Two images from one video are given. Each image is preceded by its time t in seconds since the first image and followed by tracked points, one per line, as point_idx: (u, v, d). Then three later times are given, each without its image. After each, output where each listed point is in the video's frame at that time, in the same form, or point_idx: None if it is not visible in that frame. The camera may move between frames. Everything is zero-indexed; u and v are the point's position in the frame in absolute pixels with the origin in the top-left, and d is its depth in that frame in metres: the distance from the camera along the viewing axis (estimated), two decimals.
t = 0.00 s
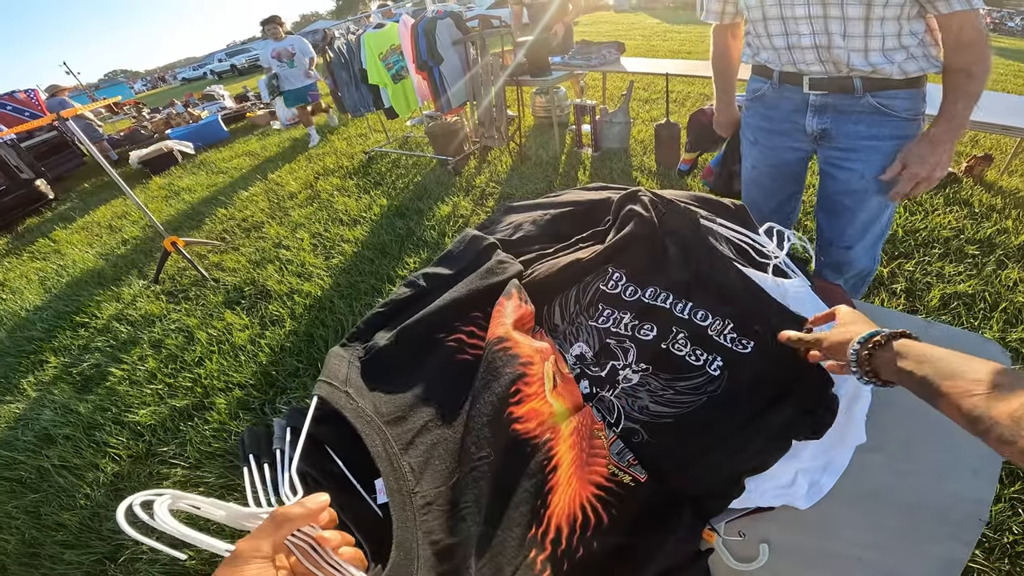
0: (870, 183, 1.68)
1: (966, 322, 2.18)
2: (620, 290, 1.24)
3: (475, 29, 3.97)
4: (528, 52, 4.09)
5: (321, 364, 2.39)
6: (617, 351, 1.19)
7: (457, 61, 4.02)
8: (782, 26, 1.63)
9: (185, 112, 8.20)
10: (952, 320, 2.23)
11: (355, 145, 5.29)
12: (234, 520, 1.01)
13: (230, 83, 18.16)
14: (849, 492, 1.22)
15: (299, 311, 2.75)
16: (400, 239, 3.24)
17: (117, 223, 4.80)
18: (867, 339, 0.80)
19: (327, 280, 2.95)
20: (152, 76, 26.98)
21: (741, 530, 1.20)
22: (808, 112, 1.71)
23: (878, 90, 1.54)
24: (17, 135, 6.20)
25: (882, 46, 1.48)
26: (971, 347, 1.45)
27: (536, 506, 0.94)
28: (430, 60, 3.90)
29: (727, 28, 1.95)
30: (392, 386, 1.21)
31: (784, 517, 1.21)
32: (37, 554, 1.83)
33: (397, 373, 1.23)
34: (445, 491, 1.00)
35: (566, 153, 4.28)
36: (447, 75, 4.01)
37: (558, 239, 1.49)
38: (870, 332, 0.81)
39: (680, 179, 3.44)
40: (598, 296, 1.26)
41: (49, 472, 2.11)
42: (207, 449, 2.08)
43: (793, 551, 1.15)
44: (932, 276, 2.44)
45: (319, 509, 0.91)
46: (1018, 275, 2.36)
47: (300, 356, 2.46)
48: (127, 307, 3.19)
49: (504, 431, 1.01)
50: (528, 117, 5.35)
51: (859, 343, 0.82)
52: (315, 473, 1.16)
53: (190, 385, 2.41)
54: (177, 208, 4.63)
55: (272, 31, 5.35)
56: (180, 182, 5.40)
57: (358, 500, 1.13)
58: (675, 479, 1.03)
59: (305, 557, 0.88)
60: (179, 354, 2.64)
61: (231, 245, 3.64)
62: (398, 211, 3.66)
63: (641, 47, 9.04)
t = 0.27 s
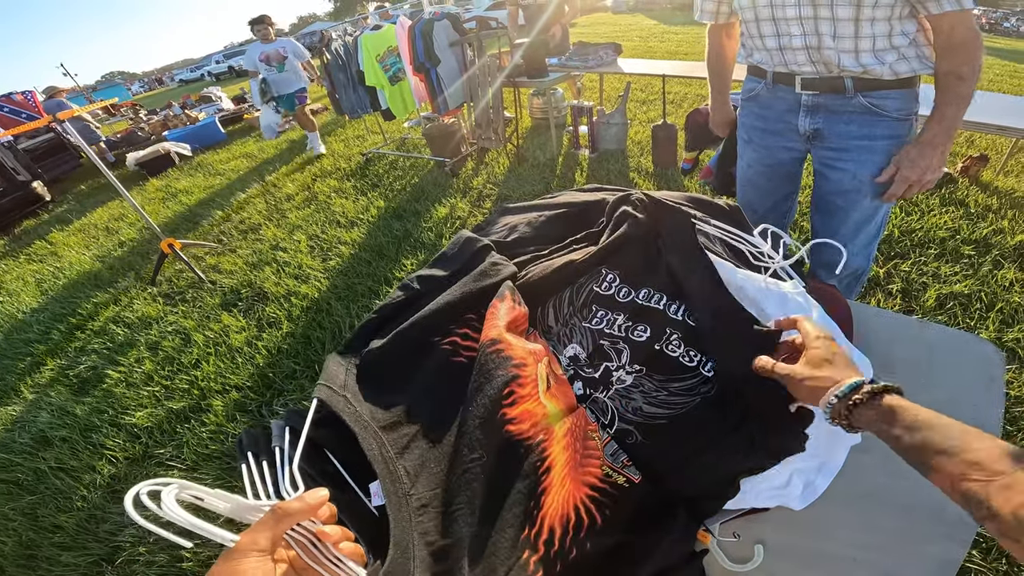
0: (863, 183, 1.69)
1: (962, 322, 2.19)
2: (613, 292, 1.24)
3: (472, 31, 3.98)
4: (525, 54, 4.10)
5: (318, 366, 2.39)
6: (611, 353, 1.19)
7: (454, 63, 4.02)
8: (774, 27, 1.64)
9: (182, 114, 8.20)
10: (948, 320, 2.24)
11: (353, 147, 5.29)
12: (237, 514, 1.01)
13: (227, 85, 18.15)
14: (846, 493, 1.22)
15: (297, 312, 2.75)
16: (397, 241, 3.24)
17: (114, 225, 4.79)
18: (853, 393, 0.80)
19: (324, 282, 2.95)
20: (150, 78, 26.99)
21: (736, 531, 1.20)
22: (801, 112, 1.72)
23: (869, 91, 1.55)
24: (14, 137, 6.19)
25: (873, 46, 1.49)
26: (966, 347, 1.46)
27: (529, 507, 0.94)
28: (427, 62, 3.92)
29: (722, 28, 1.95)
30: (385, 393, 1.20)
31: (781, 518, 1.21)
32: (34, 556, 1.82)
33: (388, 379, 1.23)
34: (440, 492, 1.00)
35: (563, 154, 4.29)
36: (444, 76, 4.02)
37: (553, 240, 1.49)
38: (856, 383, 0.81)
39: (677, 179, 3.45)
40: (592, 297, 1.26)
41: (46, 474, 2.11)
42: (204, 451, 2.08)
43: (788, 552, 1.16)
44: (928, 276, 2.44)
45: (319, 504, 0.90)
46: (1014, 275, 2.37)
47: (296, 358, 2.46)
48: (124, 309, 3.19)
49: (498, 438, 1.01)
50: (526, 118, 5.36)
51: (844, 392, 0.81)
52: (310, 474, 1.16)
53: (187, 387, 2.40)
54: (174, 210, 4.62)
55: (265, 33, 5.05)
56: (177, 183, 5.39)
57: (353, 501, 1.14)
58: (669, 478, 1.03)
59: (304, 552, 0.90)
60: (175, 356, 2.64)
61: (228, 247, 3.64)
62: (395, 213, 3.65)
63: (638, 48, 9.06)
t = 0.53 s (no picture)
0: (857, 183, 1.69)
1: (958, 323, 2.19)
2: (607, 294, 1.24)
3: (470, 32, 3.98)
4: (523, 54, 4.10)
5: (315, 366, 2.39)
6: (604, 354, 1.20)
7: (452, 64, 4.03)
8: (769, 28, 1.64)
9: (181, 114, 8.19)
10: (944, 321, 2.24)
11: (351, 147, 5.29)
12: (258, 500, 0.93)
13: (226, 85, 18.15)
14: (839, 493, 1.22)
15: (294, 313, 2.75)
16: (395, 241, 3.24)
17: (112, 226, 4.79)
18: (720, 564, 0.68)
19: (321, 282, 2.95)
20: (149, 79, 26.98)
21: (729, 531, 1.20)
22: (795, 112, 1.72)
23: (863, 90, 1.55)
24: (13, 138, 6.18)
25: (867, 46, 1.49)
26: (960, 348, 1.46)
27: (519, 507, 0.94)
28: (425, 63, 3.91)
29: (719, 28, 1.96)
30: (379, 399, 1.20)
31: (774, 518, 1.21)
32: (31, 556, 1.83)
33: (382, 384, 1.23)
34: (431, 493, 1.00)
35: (561, 155, 4.30)
36: (442, 77, 4.02)
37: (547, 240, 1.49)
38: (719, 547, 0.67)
39: (674, 180, 3.45)
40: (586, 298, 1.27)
41: (43, 474, 2.11)
42: (201, 451, 2.08)
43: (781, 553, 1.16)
44: (925, 277, 2.45)
45: (326, 496, 0.87)
46: (1010, 276, 2.37)
47: (293, 359, 2.46)
48: (122, 309, 3.19)
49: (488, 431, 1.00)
50: (524, 119, 5.36)
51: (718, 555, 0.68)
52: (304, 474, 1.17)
53: (184, 387, 2.40)
54: (173, 210, 4.62)
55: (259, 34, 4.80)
56: (175, 184, 5.39)
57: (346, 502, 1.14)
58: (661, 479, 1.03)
59: (313, 542, 0.92)
60: (172, 356, 2.64)
61: (226, 247, 3.64)
62: (393, 213, 3.66)
63: (637, 48, 9.07)
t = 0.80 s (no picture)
0: (855, 183, 1.70)
1: (955, 323, 2.21)
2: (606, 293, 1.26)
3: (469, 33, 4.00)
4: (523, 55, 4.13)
5: (315, 366, 2.40)
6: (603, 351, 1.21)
7: (452, 65, 4.05)
8: (766, 30, 1.66)
9: (180, 114, 8.20)
10: (941, 321, 2.26)
11: (351, 148, 5.30)
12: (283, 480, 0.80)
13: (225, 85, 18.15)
14: (836, 491, 1.24)
15: (294, 312, 2.76)
16: (394, 242, 3.25)
17: (112, 226, 4.79)
18: None
19: (321, 283, 2.95)
20: (148, 79, 26.98)
21: (726, 528, 1.21)
22: (793, 112, 1.73)
23: (859, 91, 1.57)
24: (13, 138, 6.19)
25: (863, 48, 1.50)
26: (955, 347, 1.47)
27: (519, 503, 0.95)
28: (424, 64, 3.91)
29: (716, 30, 1.97)
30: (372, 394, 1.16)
31: (772, 516, 1.22)
32: (31, 555, 1.83)
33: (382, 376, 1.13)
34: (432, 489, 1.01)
35: (560, 156, 4.32)
36: (441, 77, 4.03)
37: (547, 239, 1.50)
38: None
39: (673, 181, 3.46)
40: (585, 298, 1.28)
41: (43, 473, 2.11)
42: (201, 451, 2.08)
43: (777, 550, 1.17)
44: (922, 277, 2.46)
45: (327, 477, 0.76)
46: (1007, 277, 2.39)
47: (293, 358, 2.47)
48: (121, 309, 3.19)
49: (456, 442, 0.88)
50: (524, 119, 5.38)
51: None
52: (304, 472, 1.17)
53: (183, 387, 2.41)
54: (172, 210, 4.63)
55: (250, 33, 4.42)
56: (175, 184, 5.40)
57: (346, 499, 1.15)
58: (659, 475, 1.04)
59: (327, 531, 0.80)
60: (172, 356, 2.64)
61: (226, 247, 3.65)
62: (393, 214, 3.67)
63: (636, 49, 9.09)
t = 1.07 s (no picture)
0: (853, 183, 1.72)
1: (952, 323, 2.22)
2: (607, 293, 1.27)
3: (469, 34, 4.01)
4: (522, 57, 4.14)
5: (314, 367, 2.40)
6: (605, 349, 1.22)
7: (451, 66, 4.06)
8: (768, 34, 1.67)
9: (178, 114, 8.19)
10: (938, 322, 2.27)
11: (350, 148, 5.31)
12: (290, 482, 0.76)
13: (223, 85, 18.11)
14: (835, 489, 1.24)
15: (293, 313, 2.76)
16: (394, 242, 3.25)
17: (109, 226, 4.78)
18: None
19: (320, 283, 2.95)
20: (146, 79, 26.94)
21: (727, 525, 1.23)
22: (793, 114, 1.75)
23: (858, 93, 1.58)
24: (10, 138, 6.18)
25: (863, 52, 1.52)
26: (952, 346, 1.49)
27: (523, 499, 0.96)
28: (424, 65, 3.91)
29: (710, 33, 2.00)
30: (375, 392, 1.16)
31: (772, 514, 1.23)
32: (29, 556, 1.83)
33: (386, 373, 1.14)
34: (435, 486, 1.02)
35: (559, 157, 4.33)
36: (441, 79, 4.04)
37: (549, 239, 1.51)
38: None
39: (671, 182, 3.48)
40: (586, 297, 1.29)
41: (41, 474, 2.11)
42: (200, 451, 2.08)
43: (777, 546, 1.18)
44: (919, 278, 2.48)
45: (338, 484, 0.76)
46: (1003, 277, 2.41)
47: (292, 359, 2.47)
48: (119, 310, 3.19)
49: (470, 439, 0.91)
50: (522, 121, 5.39)
51: None
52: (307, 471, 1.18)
53: (182, 388, 2.41)
54: (170, 211, 4.62)
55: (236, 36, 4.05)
56: (173, 185, 5.39)
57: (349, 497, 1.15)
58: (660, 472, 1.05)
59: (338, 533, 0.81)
60: (171, 357, 2.64)
61: (225, 248, 3.65)
62: (392, 215, 3.67)
63: (634, 50, 9.12)
